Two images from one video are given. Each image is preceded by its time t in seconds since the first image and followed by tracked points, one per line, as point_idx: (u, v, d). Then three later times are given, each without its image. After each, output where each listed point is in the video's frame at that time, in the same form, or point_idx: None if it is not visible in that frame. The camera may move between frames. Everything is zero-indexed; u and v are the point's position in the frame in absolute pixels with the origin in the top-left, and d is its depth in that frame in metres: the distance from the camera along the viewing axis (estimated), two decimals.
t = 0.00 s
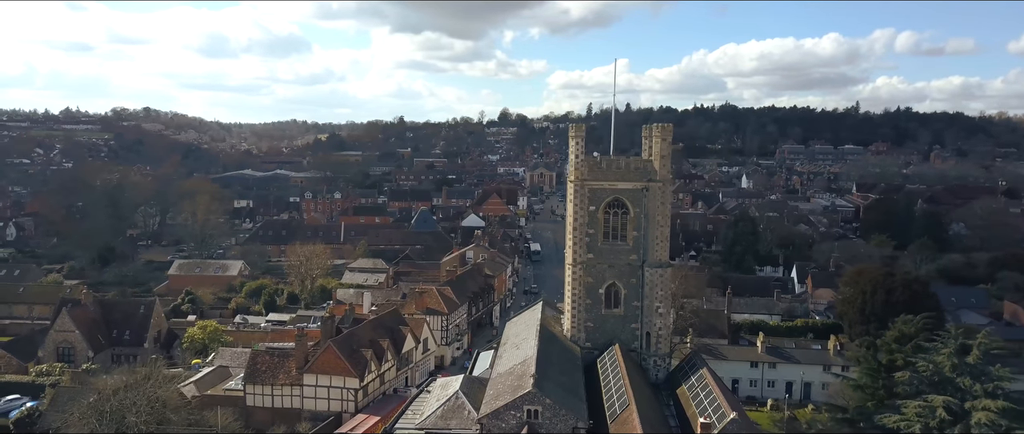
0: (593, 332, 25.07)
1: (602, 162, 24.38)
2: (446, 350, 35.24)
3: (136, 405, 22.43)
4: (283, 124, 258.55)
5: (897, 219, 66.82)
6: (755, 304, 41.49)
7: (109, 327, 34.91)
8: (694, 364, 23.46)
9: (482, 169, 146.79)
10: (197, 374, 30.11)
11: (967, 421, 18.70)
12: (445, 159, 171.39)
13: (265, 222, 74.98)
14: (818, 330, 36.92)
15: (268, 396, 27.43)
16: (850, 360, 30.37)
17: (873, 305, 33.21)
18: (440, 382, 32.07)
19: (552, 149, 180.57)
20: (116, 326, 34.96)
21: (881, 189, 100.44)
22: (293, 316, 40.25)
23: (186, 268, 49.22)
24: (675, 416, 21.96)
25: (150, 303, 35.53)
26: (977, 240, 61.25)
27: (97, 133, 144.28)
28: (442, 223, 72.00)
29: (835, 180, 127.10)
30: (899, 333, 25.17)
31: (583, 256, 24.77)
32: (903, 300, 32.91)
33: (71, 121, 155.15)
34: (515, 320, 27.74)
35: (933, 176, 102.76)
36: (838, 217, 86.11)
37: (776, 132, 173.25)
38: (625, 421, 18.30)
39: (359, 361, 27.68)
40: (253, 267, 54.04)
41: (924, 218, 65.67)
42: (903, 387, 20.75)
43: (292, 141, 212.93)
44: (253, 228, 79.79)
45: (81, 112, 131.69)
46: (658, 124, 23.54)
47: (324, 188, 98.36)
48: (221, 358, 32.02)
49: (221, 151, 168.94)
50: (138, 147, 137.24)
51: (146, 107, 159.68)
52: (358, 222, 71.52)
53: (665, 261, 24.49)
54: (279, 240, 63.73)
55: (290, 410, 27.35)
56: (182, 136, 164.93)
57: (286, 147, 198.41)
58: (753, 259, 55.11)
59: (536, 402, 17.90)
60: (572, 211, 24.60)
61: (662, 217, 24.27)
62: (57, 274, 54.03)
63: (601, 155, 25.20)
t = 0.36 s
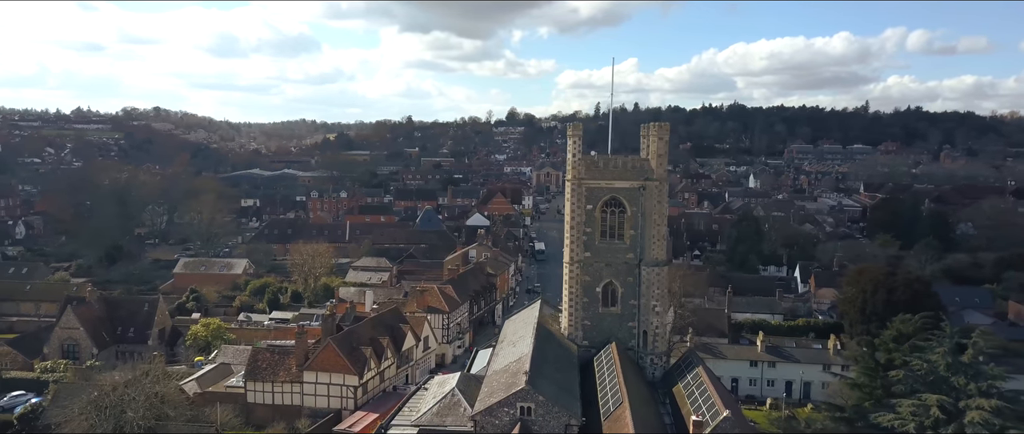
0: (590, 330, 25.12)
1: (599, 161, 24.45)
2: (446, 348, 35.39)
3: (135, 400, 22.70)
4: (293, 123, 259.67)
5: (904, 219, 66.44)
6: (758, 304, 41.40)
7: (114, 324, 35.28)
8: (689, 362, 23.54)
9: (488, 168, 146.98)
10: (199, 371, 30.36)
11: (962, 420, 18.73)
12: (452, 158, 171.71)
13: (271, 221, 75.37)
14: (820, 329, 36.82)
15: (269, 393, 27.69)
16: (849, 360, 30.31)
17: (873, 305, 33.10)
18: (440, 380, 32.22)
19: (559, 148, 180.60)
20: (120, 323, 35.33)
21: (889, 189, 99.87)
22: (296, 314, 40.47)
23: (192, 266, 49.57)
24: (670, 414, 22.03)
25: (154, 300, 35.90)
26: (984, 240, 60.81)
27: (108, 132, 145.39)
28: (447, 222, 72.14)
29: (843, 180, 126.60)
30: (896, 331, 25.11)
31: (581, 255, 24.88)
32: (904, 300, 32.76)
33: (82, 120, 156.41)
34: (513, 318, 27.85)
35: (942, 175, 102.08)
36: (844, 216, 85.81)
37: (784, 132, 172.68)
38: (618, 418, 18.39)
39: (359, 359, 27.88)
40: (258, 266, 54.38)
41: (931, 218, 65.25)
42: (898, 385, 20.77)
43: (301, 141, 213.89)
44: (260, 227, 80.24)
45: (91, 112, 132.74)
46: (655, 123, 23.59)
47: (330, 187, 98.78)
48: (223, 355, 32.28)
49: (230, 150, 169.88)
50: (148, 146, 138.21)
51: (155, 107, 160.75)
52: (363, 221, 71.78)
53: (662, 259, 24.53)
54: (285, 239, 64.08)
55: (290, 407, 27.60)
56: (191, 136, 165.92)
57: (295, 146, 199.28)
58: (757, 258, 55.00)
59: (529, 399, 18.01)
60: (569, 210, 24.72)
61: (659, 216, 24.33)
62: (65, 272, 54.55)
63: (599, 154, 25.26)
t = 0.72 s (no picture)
0: (586, 328, 25.26)
1: (594, 160, 24.58)
2: (447, 345, 35.57)
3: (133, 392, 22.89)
4: (305, 123, 261.23)
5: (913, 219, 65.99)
6: (760, 303, 41.32)
7: (120, 321, 35.75)
8: (684, 360, 23.62)
9: (498, 167, 147.26)
10: (202, 368, 30.73)
11: (952, 419, 18.73)
12: (462, 158, 172.13)
13: (280, 220, 75.95)
14: (821, 329, 36.73)
15: (269, 389, 28.00)
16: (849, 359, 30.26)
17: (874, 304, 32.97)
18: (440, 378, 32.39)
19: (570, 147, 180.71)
20: (126, 320, 35.79)
21: (900, 189, 99.17)
22: (300, 312, 40.83)
23: (199, 264, 50.10)
24: (663, 412, 22.12)
25: (159, 297, 36.36)
26: (993, 239, 60.27)
27: (122, 132, 146.94)
28: (454, 221, 72.38)
29: (854, 179, 125.83)
30: (892, 330, 25.08)
31: (577, 253, 25.00)
32: (905, 299, 32.63)
33: (97, 120, 158.18)
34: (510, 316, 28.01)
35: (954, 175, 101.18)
36: (854, 216, 85.31)
37: (796, 131, 171.70)
38: (608, 415, 18.53)
39: (358, 356, 28.12)
40: (265, 264, 54.86)
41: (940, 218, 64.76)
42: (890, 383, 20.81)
43: (313, 141, 215.05)
44: (269, 226, 80.89)
45: (106, 112, 134.15)
46: (649, 122, 23.71)
47: (339, 186, 99.36)
48: (226, 351, 32.66)
49: (242, 150, 171.14)
50: (161, 145, 139.46)
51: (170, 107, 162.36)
52: (370, 220, 72.14)
53: (657, 258, 24.64)
54: (293, 238, 64.60)
55: (290, 403, 27.88)
56: (205, 136, 167.35)
57: (308, 145, 200.35)
58: (763, 258, 54.86)
59: (519, 395, 18.20)
60: (565, 208, 24.84)
61: (654, 214, 24.45)
62: (76, 270, 55.20)
63: (595, 153, 25.36)
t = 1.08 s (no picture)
0: (574, 324, 25.51)
1: (582, 157, 24.85)
2: (446, 341, 35.97)
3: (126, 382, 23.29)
4: (324, 121, 263.35)
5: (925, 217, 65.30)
6: (760, 301, 41.27)
7: (126, 315, 36.54)
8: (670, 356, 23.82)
9: (513, 166, 147.61)
10: (202, 361, 31.37)
11: (928, 414, 18.79)
12: (478, 156, 172.68)
13: (292, 217, 76.87)
14: (820, 326, 36.64)
15: (266, 381, 28.54)
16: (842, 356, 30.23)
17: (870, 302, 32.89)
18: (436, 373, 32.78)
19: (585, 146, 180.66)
20: (132, 315, 36.57)
21: (916, 187, 98.11)
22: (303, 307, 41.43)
23: (208, 260, 50.99)
24: (647, 406, 22.33)
25: (165, 292, 37.12)
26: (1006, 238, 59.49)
27: (143, 131, 149.23)
28: (463, 219, 72.82)
29: (871, 177, 124.47)
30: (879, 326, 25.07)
31: (565, 249, 25.26)
32: (902, 295, 32.54)
33: (120, 119, 160.78)
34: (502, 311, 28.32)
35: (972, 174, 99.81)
36: (867, 214, 84.54)
37: (815, 129, 168.89)
38: (584, 407, 18.85)
39: (352, 350, 28.60)
40: (274, 260, 55.65)
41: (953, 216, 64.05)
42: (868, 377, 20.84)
43: (332, 139, 216.82)
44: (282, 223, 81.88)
45: (127, 111, 136.31)
46: (635, 119, 23.97)
47: (352, 184, 100.31)
48: (228, 345, 33.30)
49: (261, 149, 172.99)
50: (181, 143, 141.34)
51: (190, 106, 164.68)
52: (379, 218, 72.71)
53: (643, 253, 24.89)
54: (303, 235, 65.43)
55: (286, 395, 28.40)
56: (225, 134, 169.50)
57: (325, 144, 202.09)
58: (768, 256, 54.71)
59: (496, 387, 18.55)
60: (553, 204, 25.14)
61: (640, 211, 24.68)
62: (90, 265, 56.30)
63: (583, 150, 25.62)
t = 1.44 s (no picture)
0: (566, 319, 25.72)
1: (573, 154, 25.09)
2: (448, 336, 36.39)
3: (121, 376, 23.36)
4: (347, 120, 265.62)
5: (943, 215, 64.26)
6: (765, 299, 41.12)
7: (137, 309, 37.40)
8: (658, 352, 24.01)
9: (532, 165, 147.96)
10: (207, 355, 32.02)
11: (910, 411, 18.81)
12: (497, 155, 173.13)
13: (308, 214, 77.82)
14: (822, 325, 36.44)
15: (267, 375, 29.08)
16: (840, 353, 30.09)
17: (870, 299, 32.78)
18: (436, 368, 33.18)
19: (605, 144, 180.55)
20: (143, 308, 37.42)
21: (938, 185, 96.50)
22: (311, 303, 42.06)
23: (222, 256, 51.94)
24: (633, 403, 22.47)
25: (174, 286, 38.05)
26: None
27: (169, 130, 151.97)
28: (477, 216, 73.18)
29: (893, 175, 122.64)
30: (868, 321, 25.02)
31: (556, 245, 25.50)
32: (904, 292, 32.32)
33: (147, 118, 163.84)
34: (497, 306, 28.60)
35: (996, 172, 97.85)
36: (885, 212, 83.50)
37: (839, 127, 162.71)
38: (565, 401, 19.08)
39: (351, 343, 29.07)
40: (287, 255, 56.50)
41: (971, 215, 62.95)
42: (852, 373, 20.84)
43: (354, 138, 218.78)
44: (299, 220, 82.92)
45: (153, 110, 138.86)
46: (626, 116, 24.19)
47: (369, 182, 101.19)
48: (233, 339, 33.97)
49: (283, 147, 175.18)
50: (205, 141, 143.54)
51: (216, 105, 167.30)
52: (393, 215, 73.28)
53: (634, 250, 25.10)
54: (317, 232, 66.30)
55: (287, 388, 28.92)
56: (249, 133, 171.99)
57: (347, 143, 204.00)
58: (779, 254, 54.44)
59: (478, 380, 18.87)
60: (544, 201, 25.39)
61: (631, 207, 24.90)
62: (109, 261, 57.54)
63: (575, 147, 25.87)
